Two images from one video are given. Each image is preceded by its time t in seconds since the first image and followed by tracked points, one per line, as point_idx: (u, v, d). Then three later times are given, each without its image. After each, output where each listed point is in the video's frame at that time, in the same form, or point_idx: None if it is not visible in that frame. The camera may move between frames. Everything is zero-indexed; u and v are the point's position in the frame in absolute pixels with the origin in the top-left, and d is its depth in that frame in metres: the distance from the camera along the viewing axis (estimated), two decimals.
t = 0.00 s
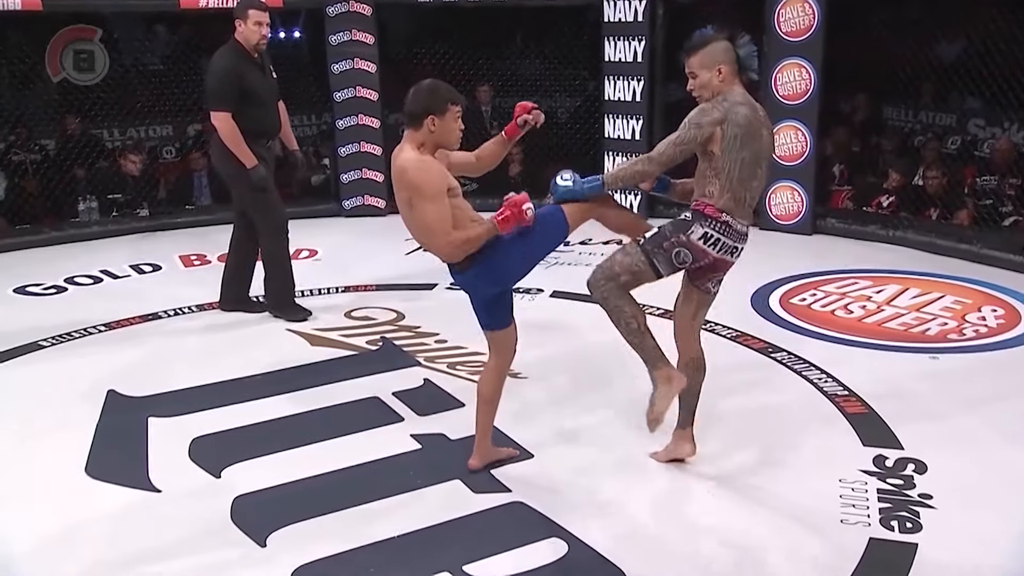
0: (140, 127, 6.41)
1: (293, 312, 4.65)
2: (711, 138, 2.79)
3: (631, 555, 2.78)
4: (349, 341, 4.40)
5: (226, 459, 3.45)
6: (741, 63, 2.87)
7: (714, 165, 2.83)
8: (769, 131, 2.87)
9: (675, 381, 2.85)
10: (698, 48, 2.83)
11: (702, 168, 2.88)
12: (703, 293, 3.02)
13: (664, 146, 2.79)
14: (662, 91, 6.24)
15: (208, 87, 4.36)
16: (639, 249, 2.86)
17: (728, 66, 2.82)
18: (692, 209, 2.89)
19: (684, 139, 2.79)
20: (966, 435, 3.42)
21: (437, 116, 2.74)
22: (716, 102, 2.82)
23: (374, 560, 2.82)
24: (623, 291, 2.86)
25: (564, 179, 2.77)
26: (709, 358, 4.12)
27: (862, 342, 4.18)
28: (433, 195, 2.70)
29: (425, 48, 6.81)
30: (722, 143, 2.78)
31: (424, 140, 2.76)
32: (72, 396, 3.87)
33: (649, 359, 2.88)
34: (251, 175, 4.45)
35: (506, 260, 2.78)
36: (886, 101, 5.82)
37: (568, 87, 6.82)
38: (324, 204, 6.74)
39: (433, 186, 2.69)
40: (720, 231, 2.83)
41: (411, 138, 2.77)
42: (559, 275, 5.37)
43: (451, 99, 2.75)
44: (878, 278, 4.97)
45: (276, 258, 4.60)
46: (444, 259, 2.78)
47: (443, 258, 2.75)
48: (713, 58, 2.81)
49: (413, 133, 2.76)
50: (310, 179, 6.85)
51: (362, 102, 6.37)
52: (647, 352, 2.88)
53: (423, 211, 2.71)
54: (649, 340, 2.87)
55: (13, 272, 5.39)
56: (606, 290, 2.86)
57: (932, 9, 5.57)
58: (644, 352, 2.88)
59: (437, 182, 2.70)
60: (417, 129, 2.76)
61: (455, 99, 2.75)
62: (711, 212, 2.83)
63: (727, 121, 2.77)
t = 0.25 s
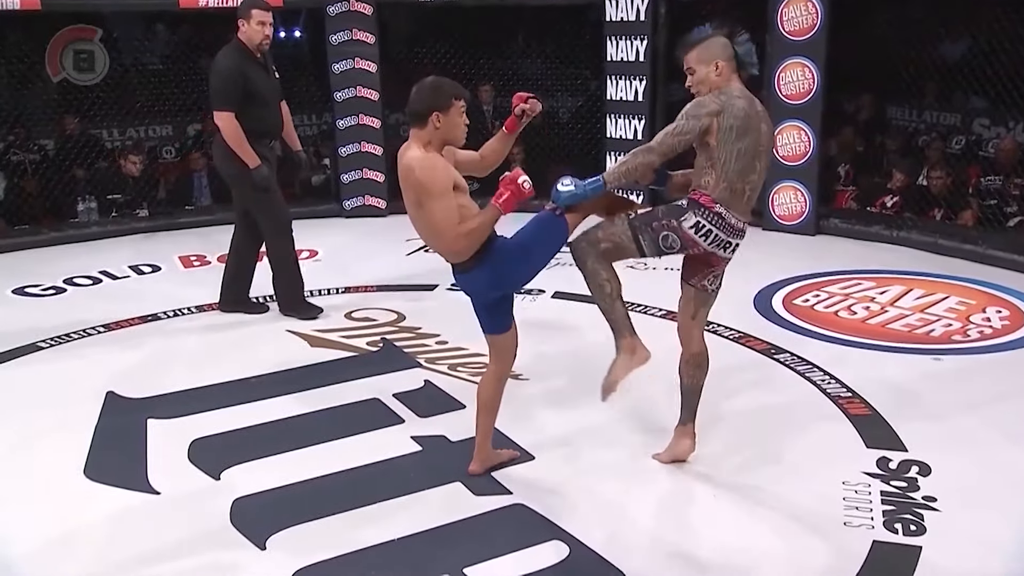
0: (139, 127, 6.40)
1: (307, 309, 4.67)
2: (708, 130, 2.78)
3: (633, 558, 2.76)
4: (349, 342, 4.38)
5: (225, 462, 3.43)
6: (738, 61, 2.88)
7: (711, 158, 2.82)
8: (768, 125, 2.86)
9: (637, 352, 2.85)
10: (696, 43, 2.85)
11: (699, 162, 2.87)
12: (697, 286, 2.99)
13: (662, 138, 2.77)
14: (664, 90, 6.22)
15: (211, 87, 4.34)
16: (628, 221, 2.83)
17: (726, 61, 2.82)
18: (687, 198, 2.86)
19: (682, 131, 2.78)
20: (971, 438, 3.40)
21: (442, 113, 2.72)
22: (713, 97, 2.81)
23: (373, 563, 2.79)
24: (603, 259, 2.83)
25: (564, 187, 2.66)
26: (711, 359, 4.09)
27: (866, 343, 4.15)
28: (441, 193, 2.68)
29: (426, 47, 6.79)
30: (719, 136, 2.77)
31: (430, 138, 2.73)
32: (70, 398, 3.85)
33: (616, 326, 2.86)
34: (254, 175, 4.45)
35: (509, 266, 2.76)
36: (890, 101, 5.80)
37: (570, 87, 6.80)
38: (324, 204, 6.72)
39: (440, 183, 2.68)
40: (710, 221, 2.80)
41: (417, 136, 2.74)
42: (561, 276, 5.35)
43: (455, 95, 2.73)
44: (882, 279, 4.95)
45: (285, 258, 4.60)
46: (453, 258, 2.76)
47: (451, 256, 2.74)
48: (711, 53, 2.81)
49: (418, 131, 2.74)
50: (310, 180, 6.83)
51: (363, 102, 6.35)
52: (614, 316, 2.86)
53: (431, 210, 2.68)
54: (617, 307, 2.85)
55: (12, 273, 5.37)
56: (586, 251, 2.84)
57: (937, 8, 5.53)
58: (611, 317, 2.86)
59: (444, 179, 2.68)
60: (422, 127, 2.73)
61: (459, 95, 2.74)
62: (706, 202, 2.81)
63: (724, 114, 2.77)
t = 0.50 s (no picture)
0: (140, 128, 6.39)
1: (318, 307, 4.70)
2: (706, 123, 2.74)
3: (634, 562, 2.73)
4: (349, 344, 4.35)
5: (224, 464, 3.41)
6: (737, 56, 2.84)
7: (708, 151, 2.78)
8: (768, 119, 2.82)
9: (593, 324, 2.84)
10: (693, 40, 2.83)
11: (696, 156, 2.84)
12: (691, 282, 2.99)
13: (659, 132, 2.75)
14: (667, 89, 6.20)
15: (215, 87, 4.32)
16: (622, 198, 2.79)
17: (723, 56, 2.79)
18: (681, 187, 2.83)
19: (680, 125, 2.75)
20: (977, 441, 3.36)
21: (452, 108, 2.70)
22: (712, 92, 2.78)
23: (372, 567, 2.77)
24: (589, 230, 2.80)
25: (563, 180, 2.65)
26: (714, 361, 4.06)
27: (871, 345, 4.11)
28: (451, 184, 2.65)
29: (427, 47, 6.76)
30: (717, 129, 2.74)
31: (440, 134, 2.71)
32: (69, 400, 3.83)
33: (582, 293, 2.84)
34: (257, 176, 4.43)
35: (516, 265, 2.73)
36: (895, 100, 5.76)
37: (572, 87, 6.77)
38: (326, 205, 6.70)
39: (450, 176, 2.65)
40: (700, 209, 2.76)
41: (427, 133, 2.72)
42: (563, 277, 5.32)
43: (463, 89, 2.72)
44: (887, 281, 4.91)
45: (293, 259, 4.61)
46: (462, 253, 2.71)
47: (460, 252, 2.70)
48: (706, 49, 2.80)
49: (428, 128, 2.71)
50: (311, 180, 6.81)
51: (364, 102, 6.33)
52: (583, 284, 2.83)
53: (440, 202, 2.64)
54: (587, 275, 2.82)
55: (11, 274, 5.35)
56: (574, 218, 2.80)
57: (944, 6, 5.47)
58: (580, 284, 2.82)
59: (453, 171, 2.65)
60: (432, 123, 2.71)
61: (468, 89, 2.73)
62: (700, 190, 2.78)
63: (722, 107, 2.74)
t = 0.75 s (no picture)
0: (138, 128, 6.38)
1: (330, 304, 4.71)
2: (709, 118, 2.71)
3: (635, 567, 2.69)
4: (349, 346, 4.32)
5: (222, 467, 3.37)
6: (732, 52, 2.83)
7: (709, 146, 2.74)
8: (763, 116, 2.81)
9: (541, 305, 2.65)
10: (689, 35, 2.81)
11: (694, 153, 2.80)
12: (692, 279, 2.94)
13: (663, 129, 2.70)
14: (670, 88, 6.17)
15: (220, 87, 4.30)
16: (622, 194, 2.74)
17: (720, 51, 2.77)
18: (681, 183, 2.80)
19: (684, 121, 2.71)
20: (983, 445, 3.32)
21: (470, 98, 2.65)
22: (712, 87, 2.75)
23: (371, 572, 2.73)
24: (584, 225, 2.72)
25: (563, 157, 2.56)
26: (717, 363, 4.02)
27: (879, 348, 4.07)
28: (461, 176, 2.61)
29: (429, 47, 6.73)
30: (719, 123, 2.71)
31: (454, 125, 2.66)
32: (65, 402, 3.80)
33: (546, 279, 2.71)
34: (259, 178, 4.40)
35: (521, 260, 2.70)
36: (901, 100, 5.73)
37: (574, 87, 6.74)
38: (326, 206, 6.67)
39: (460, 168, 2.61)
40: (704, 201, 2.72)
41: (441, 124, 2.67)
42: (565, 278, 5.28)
43: (480, 80, 2.67)
44: (893, 282, 4.87)
45: (300, 256, 4.63)
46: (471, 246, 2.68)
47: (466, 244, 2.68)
48: (704, 43, 2.77)
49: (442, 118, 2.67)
50: (311, 180, 6.77)
51: (365, 102, 6.30)
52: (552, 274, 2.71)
53: (450, 194, 2.60)
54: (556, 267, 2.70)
55: (9, 275, 5.32)
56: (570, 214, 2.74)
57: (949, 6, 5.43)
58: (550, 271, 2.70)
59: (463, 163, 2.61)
60: (449, 113, 2.66)
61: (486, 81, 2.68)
62: (701, 184, 2.74)
63: (724, 102, 2.71)
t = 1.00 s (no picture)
0: (136, 128, 6.35)
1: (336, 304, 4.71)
2: (713, 116, 2.66)
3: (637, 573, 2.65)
4: (348, 349, 4.28)
5: (219, 472, 3.33)
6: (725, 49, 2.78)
7: (711, 145, 2.70)
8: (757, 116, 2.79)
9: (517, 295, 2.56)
10: (683, 31, 2.74)
11: (693, 151, 2.75)
12: (697, 281, 2.89)
13: (668, 126, 2.64)
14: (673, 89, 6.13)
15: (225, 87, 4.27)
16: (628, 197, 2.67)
17: (715, 49, 2.72)
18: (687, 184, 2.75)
19: (690, 118, 2.65)
20: (990, 451, 3.27)
21: (493, 81, 2.63)
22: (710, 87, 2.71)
23: None
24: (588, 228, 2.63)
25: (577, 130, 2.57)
26: (720, 367, 3.98)
27: (886, 352, 4.02)
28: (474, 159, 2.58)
29: (431, 47, 6.70)
30: (723, 122, 2.66)
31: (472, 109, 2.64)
32: (60, 406, 3.76)
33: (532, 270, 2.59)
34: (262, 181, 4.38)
35: (523, 253, 2.67)
36: (907, 101, 5.68)
37: (577, 88, 6.70)
38: (326, 207, 6.63)
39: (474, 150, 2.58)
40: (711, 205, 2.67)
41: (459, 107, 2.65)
42: (567, 281, 5.24)
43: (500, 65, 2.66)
44: (899, 286, 4.82)
45: (306, 257, 4.62)
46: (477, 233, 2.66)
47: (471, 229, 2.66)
48: (699, 40, 2.71)
49: (461, 101, 2.64)
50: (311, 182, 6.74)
51: (365, 103, 6.26)
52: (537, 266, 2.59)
53: (461, 173, 2.56)
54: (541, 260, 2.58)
55: (7, 277, 5.28)
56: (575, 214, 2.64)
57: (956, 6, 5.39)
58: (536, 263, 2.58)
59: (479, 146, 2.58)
60: (471, 96, 2.63)
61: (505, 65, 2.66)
62: (708, 186, 2.69)
63: (727, 100, 2.67)
